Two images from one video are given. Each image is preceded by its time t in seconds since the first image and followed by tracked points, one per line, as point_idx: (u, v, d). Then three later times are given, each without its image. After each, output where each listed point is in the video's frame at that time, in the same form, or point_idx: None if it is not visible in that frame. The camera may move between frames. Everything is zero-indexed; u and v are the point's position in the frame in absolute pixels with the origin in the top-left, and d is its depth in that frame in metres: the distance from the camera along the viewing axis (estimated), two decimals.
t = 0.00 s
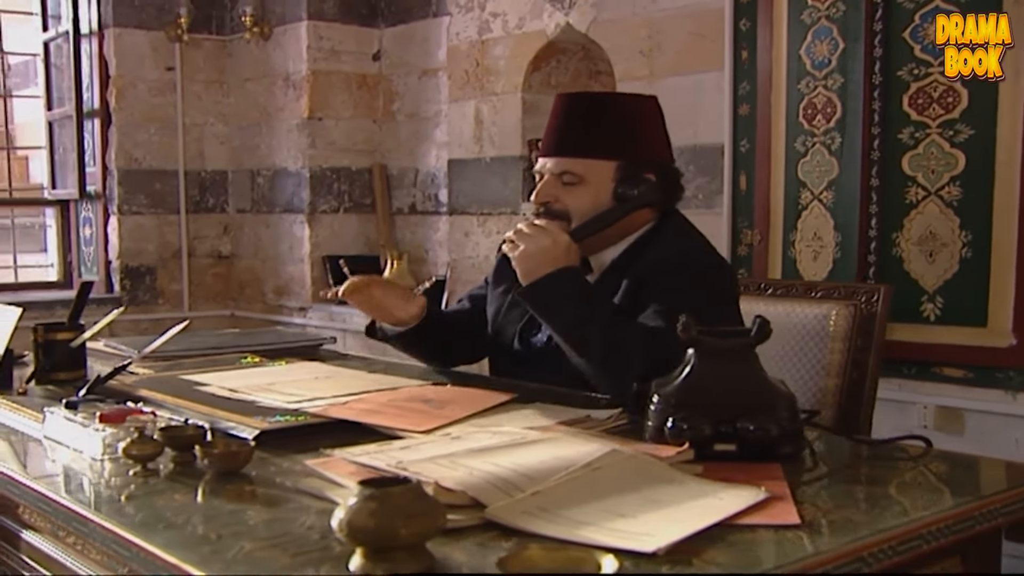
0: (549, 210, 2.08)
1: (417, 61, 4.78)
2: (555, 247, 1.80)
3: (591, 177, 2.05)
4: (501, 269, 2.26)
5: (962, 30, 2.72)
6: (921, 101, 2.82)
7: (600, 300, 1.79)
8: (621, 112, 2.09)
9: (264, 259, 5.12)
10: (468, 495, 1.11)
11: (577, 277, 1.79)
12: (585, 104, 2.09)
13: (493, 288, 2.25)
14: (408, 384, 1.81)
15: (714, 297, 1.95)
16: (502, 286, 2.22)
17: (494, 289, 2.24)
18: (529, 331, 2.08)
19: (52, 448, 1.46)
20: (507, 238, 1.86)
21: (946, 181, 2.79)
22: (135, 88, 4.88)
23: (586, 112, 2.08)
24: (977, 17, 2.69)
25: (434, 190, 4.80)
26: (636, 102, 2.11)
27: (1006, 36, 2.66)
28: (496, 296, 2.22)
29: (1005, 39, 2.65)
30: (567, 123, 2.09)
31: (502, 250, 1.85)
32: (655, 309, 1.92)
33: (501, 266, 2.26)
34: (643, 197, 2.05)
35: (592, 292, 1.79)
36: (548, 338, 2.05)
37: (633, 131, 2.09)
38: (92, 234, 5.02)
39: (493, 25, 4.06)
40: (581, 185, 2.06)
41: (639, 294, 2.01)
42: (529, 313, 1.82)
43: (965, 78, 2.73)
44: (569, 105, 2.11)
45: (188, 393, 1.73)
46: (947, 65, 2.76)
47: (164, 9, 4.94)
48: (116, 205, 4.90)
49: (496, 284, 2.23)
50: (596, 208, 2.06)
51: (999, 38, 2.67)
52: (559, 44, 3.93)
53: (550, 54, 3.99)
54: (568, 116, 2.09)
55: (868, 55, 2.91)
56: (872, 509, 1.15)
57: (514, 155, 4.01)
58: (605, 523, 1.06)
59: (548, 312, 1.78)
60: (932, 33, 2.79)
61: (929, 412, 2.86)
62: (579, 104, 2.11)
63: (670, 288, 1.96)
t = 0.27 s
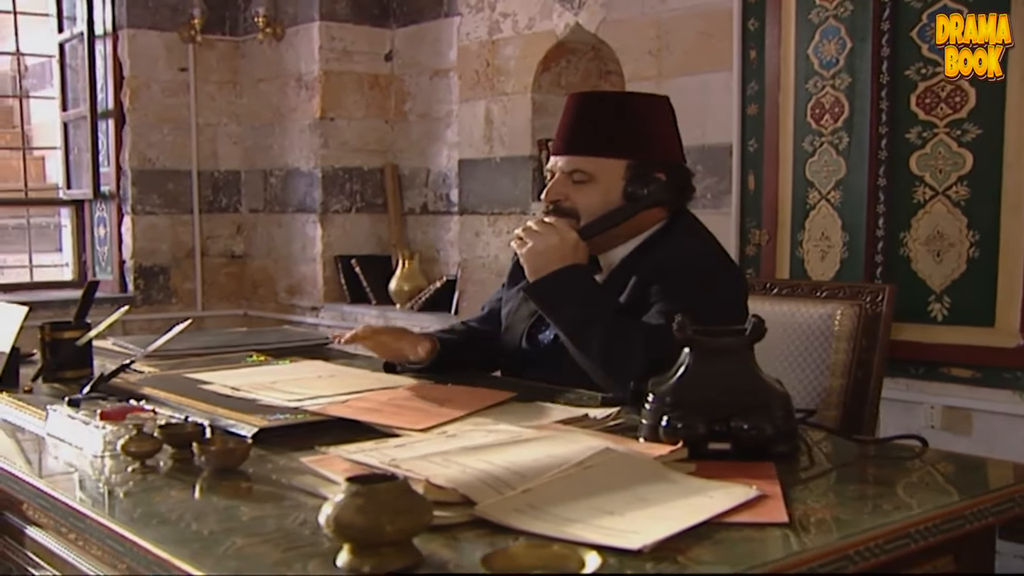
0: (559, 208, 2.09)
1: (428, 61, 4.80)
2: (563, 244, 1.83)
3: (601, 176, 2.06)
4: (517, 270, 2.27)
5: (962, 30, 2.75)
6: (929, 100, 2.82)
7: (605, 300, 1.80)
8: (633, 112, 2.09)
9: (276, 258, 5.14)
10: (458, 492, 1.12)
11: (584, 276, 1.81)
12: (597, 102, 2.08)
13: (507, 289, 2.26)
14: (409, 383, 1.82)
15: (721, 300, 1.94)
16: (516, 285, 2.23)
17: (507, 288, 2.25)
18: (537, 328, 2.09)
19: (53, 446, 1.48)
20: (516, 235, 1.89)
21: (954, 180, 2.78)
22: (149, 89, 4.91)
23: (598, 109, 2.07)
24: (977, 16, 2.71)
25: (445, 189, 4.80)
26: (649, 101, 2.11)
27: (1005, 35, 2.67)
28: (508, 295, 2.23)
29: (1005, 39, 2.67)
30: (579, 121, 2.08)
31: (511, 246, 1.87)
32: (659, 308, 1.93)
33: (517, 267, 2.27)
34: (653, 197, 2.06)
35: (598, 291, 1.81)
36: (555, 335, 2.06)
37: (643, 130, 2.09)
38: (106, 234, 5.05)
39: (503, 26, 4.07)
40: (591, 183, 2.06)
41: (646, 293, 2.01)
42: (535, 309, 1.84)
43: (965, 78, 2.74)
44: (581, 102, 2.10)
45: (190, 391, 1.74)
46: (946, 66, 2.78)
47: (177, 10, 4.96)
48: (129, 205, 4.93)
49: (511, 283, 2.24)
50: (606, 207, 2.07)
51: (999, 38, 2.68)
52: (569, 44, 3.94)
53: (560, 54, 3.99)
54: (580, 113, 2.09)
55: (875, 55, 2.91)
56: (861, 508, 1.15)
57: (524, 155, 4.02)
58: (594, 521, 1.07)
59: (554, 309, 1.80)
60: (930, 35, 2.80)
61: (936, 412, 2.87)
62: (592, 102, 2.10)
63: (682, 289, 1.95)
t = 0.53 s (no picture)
0: (554, 210, 2.10)
1: (438, 61, 4.81)
2: (560, 243, 1.84)
3: (593, 176, 2.07)
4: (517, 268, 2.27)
5: (961, 31, 2.74)
6: (935, 99, 2.81)
7: (602, 299, 1.82)
8: (621, 112, 2.10)
9: (288, 258, 5.16)
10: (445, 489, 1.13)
11: (581, 275, 1.82)
12: (584, 105, 2.10)
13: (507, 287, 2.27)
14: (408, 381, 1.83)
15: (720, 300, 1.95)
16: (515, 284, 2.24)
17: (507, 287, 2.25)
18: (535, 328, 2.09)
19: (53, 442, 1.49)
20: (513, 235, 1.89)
21: (959, 180, 2.78)
22: (161, 89, 4.94)
23: (585, 111, 2.09)
24: (977, 17, 2.70)
25: (455, 189, 4.80)
26: (636, 101, 2.12)
27: (1006, 36, 2.67)
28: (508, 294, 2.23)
29: (1005, 39, 2.66)
30: (568, 125, 2.10)
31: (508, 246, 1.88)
32: (658, 308, 1.94)
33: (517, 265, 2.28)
34: (646, 195, 2.08)
35: (595, 291, 1.82)
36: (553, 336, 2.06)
37: (634, 129, 2.10)
38: (118, 233, 5.08)
39: (512, 26, 4.08)
40: (584, 184, 2.07)
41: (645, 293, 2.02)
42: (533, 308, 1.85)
43: (965, 78, 2.74)
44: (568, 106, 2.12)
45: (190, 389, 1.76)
46: (946, 66, 2.78)
47: (189, 11, 4.99)
48: (141, 205, 4.96)
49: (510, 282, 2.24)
50: (600, 206, 2.08)
51: (999, 38, 2.68)
52: (577, 44, 3.94)
53: (569, 54, 4.00)
54: (569, 116, 2.11)
55: (881, 54, 2.90)
56: (847, 506, 1.16)
57: (533, 155, 4.03)
58: (578, 518, 1.08)
59: (551, 308, 1.81)
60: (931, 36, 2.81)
61: (941, 412, 2.86)
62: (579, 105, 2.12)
63: (684, 289, 1.96)
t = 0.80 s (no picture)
0: (541, 212, 2.09)
1: (448, 61, 4.81)
2: (545, 247, 1.89)
3: (579, 178, 2.06)
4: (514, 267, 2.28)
5: (962, 31, 2.73)
6: (939, 99, 2.80)
7: (589, 300, 1.86)
8: (605, 114, 2.11)
9: (297, 258, 5.18)
10: (433, 487, 1.14)
11: (566, 277, 1.87)
12: (570, 108, 2.11)
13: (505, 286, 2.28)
14: (406, 381, 1.84)
15: (711, 295, 1.96)
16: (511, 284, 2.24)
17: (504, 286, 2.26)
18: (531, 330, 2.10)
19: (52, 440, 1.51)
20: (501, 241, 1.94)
21: (964, 180, 2.77)
22: (171, 89, 4.96)
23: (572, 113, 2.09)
24: (978, 17, 2.70)
25: (464, 189, 4.80)
26: (620, 102, 2.12)
27: (1006, 35, 2.66)
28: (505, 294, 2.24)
29: (1005, 39, 2.66)
30: (553, 127, 2.10)
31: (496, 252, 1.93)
32: (649, 305, 1.96)
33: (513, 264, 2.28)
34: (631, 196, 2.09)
35: (583, 292, 1.87)
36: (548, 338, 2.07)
37: (619, 131, 2.10)
38: (129, 233, 5.10)
39: (520, 26, 4.09)
40: (570, 186, 2.07)
41: (636, 294, 2.04)
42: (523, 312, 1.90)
43: (966, 78, 2.74)
44: (555, 108, 2.12)
45: (189, 388, 1.77)
46: (947, 65, 2.78)
47: (200, 12, 5.01)
48: (152, 205, 4.99)
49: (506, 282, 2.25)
50: (586, 208, 2.07)
51: (999, 38, 2.67)
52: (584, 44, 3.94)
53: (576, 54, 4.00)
54: (555, 119, 2.11)
55: (886, 54, 2.90)
56: (834, 506, 1.16)
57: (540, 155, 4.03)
58: (563, 516, 1.09)
59: (540, 312, 1.85)
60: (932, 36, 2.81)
61: (946, 413, 2.85)
62: (565, 107, 2.12)
63: (672, 289, 1.97)
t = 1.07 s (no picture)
0: (545, 212, 2.12)
1: (458, 62, 4.81)
2: (548, 247, 1.91)
3: (582, 177, 2.08)
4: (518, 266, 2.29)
5: (962, 31, 2.73)
6: (946, 99, 2.80)
7: (591, 300, 1.87)
8: (610, 114, 2.12)
9: (308, 257, 5.19)
10: (428, 486, 1.14)
11: (569, 277, 1.89)
12: (575, 108, 2.13)
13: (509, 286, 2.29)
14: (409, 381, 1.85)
15: (715, 294, 1.95)
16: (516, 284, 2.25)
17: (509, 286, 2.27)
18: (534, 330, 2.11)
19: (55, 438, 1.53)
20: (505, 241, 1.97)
21: (971, 180, 2.76)
22: (183, 90, 4.98)
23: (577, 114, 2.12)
24: (978, 17, 2.70)
25: (474, 189, 4.81)
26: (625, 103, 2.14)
27: (1006, 36, 2.66)
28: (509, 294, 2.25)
29: (1005, 39, 2.66)
30: (559, 128, 2.12)
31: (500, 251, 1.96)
32: (651, 306, 1.97)
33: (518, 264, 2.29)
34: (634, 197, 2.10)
35: (585, 292, 1.88)
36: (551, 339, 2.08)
37: (624, 131, 2.12)
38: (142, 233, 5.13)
39: (529, 26, 4.09)
40: (574, 185, 2.09)
41: (638, 294, 2.05)
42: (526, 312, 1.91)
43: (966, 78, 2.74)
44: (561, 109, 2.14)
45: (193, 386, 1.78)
46: (948, 64, 2.79)
47: (211, 13, 5.04)
48: (164, 205, 5.01)
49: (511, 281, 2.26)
50: (590, 208, 2.09)
51: (999, 38, 2.67)
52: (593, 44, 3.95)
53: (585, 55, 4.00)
54: (560, 120, 2.13)
55: (893, 54, 2.90)
56: (828, 505, 1.16)
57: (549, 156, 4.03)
58: (556, 514, 1.09)
59: (542, 313, 1.87)
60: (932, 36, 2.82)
61: (953, 413, 2.84)
62: (570, 108, 2.14)
63: (674, 289, 1.97)
